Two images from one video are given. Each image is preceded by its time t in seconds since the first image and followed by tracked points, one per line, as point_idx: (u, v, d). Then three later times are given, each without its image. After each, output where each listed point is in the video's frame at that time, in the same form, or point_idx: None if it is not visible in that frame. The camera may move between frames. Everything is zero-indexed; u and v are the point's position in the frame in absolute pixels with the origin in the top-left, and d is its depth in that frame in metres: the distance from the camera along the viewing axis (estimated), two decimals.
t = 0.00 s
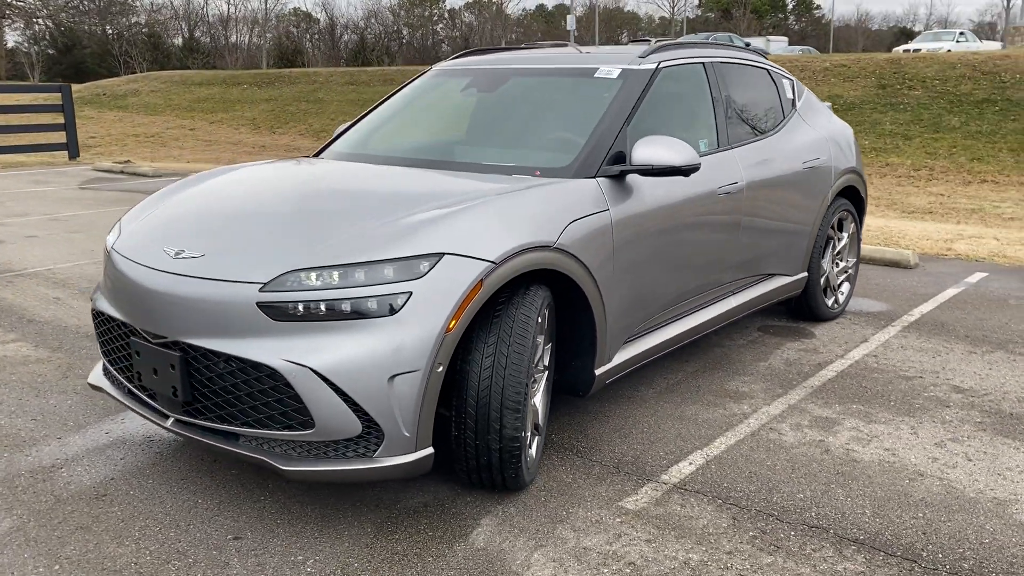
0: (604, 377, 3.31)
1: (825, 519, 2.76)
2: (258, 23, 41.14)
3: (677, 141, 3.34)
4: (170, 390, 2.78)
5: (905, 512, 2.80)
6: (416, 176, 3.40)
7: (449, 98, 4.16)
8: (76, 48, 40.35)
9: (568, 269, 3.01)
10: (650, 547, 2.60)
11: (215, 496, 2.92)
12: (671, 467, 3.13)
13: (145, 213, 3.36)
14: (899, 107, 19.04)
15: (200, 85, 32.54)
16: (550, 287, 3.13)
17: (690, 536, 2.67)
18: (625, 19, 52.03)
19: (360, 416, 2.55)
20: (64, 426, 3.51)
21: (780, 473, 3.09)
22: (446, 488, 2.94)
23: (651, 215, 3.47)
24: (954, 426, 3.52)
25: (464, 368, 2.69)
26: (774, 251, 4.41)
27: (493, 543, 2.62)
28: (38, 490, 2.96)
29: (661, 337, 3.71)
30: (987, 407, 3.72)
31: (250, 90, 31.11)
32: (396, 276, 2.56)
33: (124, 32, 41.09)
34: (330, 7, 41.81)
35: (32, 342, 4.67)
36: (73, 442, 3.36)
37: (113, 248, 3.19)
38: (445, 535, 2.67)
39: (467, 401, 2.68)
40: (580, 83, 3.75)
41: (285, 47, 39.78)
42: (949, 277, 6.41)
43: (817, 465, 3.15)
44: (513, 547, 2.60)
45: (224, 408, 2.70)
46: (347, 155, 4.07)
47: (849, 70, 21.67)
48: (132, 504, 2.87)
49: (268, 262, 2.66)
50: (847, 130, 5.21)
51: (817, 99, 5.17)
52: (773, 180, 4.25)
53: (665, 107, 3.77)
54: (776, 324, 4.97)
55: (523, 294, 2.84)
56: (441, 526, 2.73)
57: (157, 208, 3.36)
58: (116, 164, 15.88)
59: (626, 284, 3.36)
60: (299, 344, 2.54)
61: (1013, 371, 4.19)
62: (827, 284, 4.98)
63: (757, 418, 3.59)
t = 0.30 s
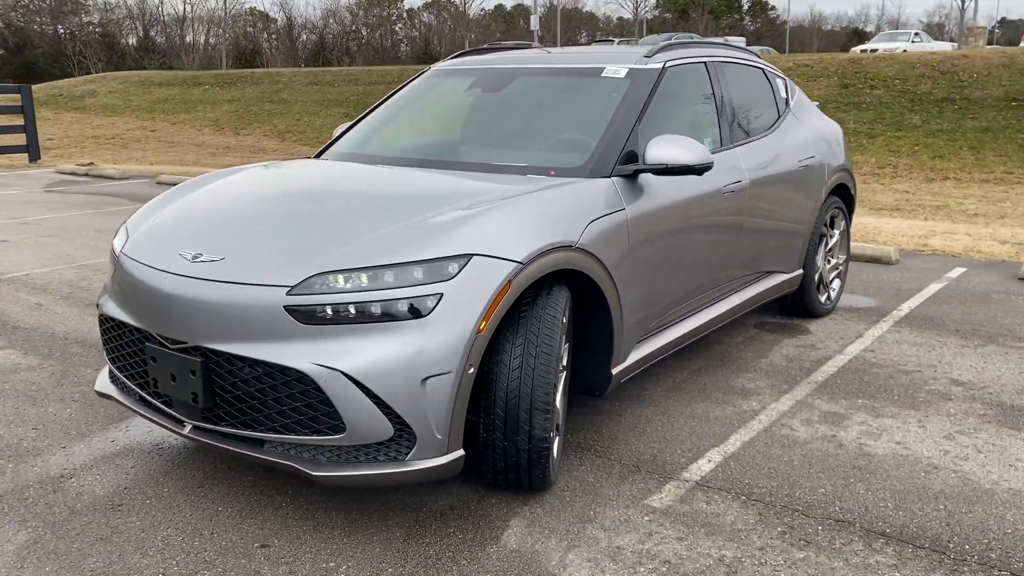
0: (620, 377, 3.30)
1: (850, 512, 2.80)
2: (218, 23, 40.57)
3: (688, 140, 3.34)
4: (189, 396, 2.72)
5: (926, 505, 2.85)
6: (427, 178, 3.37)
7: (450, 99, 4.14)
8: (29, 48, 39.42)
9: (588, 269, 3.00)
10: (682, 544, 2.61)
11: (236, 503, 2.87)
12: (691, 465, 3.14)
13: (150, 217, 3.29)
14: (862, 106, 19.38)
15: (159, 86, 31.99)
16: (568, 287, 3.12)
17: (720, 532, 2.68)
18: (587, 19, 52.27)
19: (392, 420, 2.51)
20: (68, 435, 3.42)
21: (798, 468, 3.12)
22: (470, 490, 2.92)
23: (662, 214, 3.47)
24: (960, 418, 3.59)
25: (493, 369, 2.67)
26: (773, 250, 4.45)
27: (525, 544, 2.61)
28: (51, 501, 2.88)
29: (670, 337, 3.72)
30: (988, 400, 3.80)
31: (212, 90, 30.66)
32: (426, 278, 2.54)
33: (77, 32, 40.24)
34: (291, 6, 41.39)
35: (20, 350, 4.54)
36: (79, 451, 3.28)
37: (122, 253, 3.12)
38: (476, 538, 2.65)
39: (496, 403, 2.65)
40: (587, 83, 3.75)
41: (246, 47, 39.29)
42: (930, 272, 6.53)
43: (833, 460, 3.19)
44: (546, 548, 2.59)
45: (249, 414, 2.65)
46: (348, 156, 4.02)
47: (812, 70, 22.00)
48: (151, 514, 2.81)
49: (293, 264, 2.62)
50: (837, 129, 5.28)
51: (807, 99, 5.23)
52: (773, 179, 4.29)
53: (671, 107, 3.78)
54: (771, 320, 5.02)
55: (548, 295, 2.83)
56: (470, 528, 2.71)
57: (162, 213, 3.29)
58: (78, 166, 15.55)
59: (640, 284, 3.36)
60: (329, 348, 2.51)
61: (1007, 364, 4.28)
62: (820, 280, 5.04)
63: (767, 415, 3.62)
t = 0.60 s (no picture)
0: (639, 376, 3.27)
1: (878, 507, 2.81)
2: (171, 23, 39.83)
3: (701, 137, 3.34)
4: (210, 403, 2.63)
5: (951, 497, 2.87)
6: (440, 178, 3.31)
7: (453, 96, 4.08)
8: None
9: (612, 268, 2.97)
10: (719, 544, 2.59)
11: (257, 513, 2.79)
12: (713, 463, 3.13)
13: (153, 220, 3.17)
14: (822, 104, 19.68)
15: (112, 86, 31.28)
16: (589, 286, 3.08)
17: (754, 531, 2.67)
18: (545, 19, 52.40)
19: (427, 424, 2.46)
20: (68, 446, 3.30)
21: (819, 464, 3.12)
22: (497, 493, 2.87)
23: (676, 212, 3.45)
24: (968, 410, 3.63)
25: (524, 371, 2.62)
26: (773, 248, 4.47)
27: (562, 548, 2.57)
28: (62, 516, 2.77)
29: (682, 335, 3.70)
30: (991, 392, 3.86)
31: (167, 90, 30.07)
32: (460, 279, 2.48)
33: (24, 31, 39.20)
34: (246, 5, 40.78)
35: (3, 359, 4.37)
36: (83, 462, 3.16)
37: (127, 257, 3.00)
38: (510, 542, 2.60)
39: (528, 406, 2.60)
40: (595, 79, 3.71)
41: (200, 46, 38.62)
42: (911, 267, 6.63)
43: (853, 455, 3.20)
44: (583, 551, 2.55)
45: (275, 420, 2.57)
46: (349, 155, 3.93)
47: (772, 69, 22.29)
48: (170, 526, 2.71)
49: (320, 267, 2.54)
50: (827, 126, 5.33)
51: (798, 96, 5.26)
52: (774, 177, 4.30)
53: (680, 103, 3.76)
54: (766, 317, 5.04)
55: (575, 294, 2.79)
56: (502, 533, 2.66)
57: (166, 215, 3.17)
58: (34, 169, 15.12)
59: (656, 283, 3.33)
60: (362, 351, 2.44)
61: (1003, 356, 4.35)
62: (814, 276, 5.07)
63: (780, 411, 3.62)
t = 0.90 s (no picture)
0: (651, 377, 3.29)
1: (894, 502, 2.86)
2: (122, 24, 39.04)
3: (710, 139, 3.37)
4: (231, 413, 2.58)
5: (962, 490, 2.93)
6: (450, 181, 3.29)
7: (451, 98, 4.06)
8: None
9: (628, 270, 2.98)
10: (746, 542, 2.62)
11: (278, 524, 2.74)
12: (728, 462, 3.16)
13: (159, 226, 3.10)
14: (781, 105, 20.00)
15: (62, 88, 30.54)
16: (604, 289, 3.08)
17: (778, 528, 2.70)
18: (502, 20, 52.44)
19: (458, 429, 2.45)
20: (71, 458, 3.22)
21: (831, 461, 3.17)
22: (519, 497, 2.87)
23: (682, 213, 3.48)
24: (964, 405, 3.72)
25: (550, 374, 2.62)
26: (767, 247, 4.53)
27: (591, 550, 2.57)
28: (76, 531, 2.70)
29: (687, 336, 3.72)
30: (984, 386, 3.95)
31: (121, 91, 29.45)
32: (488, 283, 2.48)
33: None
34: (199, 5, 40.14)
35: None
36: (89, 476, 3.08)
37: (135, 264, 2.93)
38: (539, 546, 2.60)
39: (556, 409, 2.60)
40: (597, 82, 3.73)
41: (153, 47, 37.91)
42: (886, 265, 6.77)
43: (861, 450, 3.26)
44: (613, 553, 2.56)
45: (300, 429, 2.53)
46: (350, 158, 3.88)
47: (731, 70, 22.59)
48: (190, 539, 2.66)
49: (347, 273, 2.51)
50: (810, 127, 5.40)
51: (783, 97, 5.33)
52: (768, 178, 4.35)
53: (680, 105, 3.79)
54: (756, 316, 5.11)
55: (596, 297, 2.79)
56: (530, 537, 2.65)
57: (172, 222, 3.10)
58: None
59: (666, 284, 3.35)
60: (391, 357, 2.42)
61: (989, 351, 4.46)
62: (801, 275, 5.14)
63: (784, 409, 3.67)
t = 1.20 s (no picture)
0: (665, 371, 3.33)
1: (908, 487, 2.95)
2: (70, 23, 38.14)
3: (721, 137, 3.44)
4: (265, 414, 2.58)
5: (971, 474, 3.04)
6: (465, 180, 3.31)
7: (454, 97, 4.07)
8: None
9: (648, 265, 3.02)
10: (774, 529, 2.68)
11: (310, 524, 2.74)
12: (743, 453, 3.23)
13: (176, 228, 3.07)
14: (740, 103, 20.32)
15: (9, 88, 29.74)
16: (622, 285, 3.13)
17: (802, 515, 2.77)
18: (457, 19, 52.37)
19: (497, 425, 2.47)
20: (86, 464, 3.17)
21: (841, 449, 3.26)
22: (546, 492, 2.90)
23: (690, 210, 3.54)
24: (959, 392, 3.84)
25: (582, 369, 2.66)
26: (760, 243, 4.63)
27: (626, 542, 2.61)
28: (103, 537, 2.66)
29: (694, 330, 3.78)
30: (974, 374, 4.09)
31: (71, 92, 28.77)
32: (524, 280, 2.51)
33: None
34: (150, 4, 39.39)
35: None
36: (107, 481, 3.03)
37: (155, 267, 2.90)
38: (573, 539, 2.64)
39: (590, 404, 2.63)
40: (602, 81, 3.78)
41: (103, 47, 37.11)
42: (862, 259, 6.94)
43: (869, 438, 3.35)
44: (647, 544, 2.60)
45: (337, 428, 2.54)
46: (356, 159, 3.87)
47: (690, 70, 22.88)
48: (222, 541, 2.64)
49: (382, 271, 2.53)
50: (794, 125, 5.52)
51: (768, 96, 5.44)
52: (762, 176, 4.45)
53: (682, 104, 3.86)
54: (746, 310, 5.20)
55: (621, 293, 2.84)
56: (563, 530, 2.69)
57: (188, 225, 3.08)
58: None
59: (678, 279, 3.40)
60: (431, 355, 2.44)
61: (974, 340, 4.61)
62: (789, 269, 5.25)
63: (788, 400, 3.76)
